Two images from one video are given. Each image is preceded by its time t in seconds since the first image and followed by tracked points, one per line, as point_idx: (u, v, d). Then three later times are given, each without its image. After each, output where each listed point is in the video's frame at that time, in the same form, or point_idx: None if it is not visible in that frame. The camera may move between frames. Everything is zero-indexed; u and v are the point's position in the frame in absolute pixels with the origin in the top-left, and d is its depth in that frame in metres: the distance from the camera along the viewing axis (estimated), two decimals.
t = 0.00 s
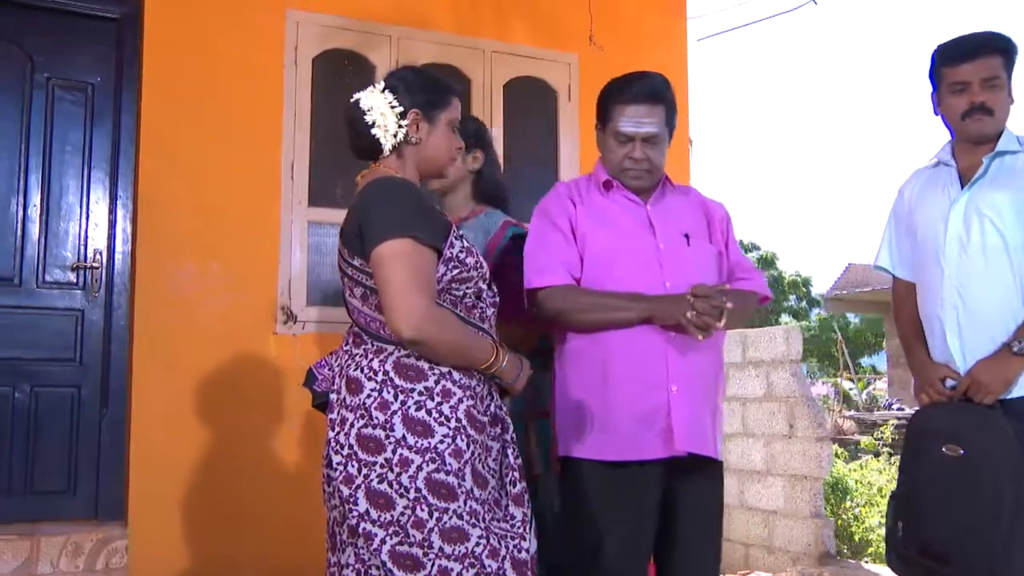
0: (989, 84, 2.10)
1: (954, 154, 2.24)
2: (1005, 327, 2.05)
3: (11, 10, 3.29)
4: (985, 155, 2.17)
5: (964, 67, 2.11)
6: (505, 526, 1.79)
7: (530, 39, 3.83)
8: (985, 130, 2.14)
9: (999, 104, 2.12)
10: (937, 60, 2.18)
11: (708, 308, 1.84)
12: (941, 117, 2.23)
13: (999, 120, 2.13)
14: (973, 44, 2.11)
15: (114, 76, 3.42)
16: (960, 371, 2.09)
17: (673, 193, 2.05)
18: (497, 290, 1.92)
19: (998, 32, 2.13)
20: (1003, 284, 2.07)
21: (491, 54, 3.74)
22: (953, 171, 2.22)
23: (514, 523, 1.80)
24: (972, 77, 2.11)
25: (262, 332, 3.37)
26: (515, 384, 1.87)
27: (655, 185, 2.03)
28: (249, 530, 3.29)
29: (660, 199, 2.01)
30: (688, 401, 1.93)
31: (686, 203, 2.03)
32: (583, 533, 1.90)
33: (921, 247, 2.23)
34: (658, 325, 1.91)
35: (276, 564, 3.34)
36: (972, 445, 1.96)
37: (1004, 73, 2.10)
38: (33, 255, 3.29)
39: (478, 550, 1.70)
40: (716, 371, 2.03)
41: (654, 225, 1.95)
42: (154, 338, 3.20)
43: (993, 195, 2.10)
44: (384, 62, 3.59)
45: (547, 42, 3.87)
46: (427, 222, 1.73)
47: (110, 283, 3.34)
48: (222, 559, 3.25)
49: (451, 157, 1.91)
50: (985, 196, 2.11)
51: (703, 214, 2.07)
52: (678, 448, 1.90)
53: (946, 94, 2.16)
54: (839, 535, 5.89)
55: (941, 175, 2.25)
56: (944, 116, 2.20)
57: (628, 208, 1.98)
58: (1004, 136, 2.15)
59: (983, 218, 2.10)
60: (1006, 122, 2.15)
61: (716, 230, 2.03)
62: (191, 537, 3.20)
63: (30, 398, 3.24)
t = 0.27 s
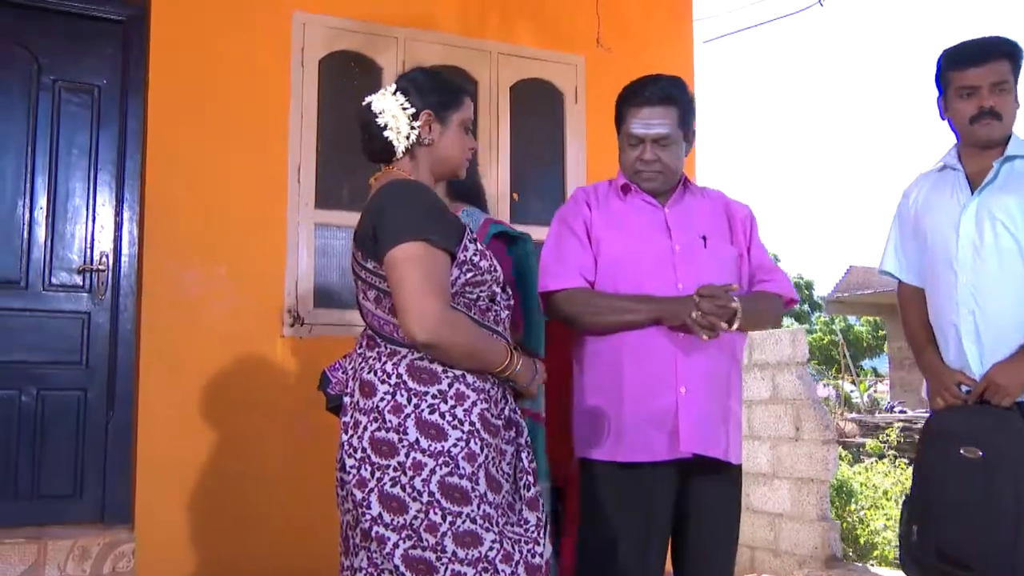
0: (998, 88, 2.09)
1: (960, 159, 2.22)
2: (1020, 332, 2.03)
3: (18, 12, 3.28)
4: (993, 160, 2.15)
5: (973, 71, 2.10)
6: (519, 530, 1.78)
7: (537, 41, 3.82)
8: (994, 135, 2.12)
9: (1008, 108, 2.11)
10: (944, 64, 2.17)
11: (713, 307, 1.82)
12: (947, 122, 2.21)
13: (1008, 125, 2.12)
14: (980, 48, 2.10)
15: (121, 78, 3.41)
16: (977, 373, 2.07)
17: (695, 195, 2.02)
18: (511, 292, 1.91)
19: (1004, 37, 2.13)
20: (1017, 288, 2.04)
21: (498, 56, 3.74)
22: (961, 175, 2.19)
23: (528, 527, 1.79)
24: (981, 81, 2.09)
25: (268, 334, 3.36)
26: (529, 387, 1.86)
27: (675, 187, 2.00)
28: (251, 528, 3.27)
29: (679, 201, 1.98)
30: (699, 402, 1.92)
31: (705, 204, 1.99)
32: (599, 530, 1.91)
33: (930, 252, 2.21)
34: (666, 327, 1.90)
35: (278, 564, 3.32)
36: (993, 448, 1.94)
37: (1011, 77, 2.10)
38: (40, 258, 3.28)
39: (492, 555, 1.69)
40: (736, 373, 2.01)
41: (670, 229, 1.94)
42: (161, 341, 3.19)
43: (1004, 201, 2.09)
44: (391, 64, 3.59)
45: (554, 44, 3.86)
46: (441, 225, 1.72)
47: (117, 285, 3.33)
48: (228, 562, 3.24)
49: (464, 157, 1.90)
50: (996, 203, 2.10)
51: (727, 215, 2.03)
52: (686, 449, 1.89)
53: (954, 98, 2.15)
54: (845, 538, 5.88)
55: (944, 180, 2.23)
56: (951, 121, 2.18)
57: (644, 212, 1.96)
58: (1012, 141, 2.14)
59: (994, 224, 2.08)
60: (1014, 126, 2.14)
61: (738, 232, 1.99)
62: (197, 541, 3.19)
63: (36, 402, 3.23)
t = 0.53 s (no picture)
0: (1004, 97, 2.08)
1: (964, 167, 2.20)
2: None
3: (24, 17, 3.28)
4: (999, 168, 2.14)
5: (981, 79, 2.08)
6: (532, 537, 1.77)
7: (543, 46, 3.82)
8: (1000, 144, 2.10)
9: (1013, 116, 2.10)
10: (948, 72, 2.15)
11: (719, 309, 1.80)
12: (952, 130, 2.19)
13: (1014, 133, 2.10)
14: (986, 56, 2.09)
15: (127, 83, 3.41)
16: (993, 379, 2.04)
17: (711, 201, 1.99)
18: (523, 298, 1.90)
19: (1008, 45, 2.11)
20: None
21: (504, 62, 3.73)
22: (966, 182, 2.17)
23: (541, 534, 1.78)
24: (988, 89, 2.08)
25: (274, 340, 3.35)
26: (542, 394, 1.85)
27: (689, 192, 1.97)
28: (254, 532, 3.25)
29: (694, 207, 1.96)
30: (709, 409, 1.90)
31: (721, 210, 1.97)
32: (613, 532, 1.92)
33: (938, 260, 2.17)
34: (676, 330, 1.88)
35: (281, 567, 3.29)
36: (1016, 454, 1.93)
37: (1017, 85, 2.08)
38: (45, 263, 3.26)
39: (505, 562, 1.68)
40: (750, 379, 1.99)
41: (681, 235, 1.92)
42: (166, 347, 3.18)
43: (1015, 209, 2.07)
44: (398, 69, 3.58)
45: (561, 49, 3.86)
46: (453, 230, 1.71)
47: (123, 291, 3.32)
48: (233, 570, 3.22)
49: (477, 162, 1.88)
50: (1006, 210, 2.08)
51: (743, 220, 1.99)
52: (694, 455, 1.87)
53: (960, 106, 2.12)
54: (850, 544, 5.86)
55: (948, 187, 2.20)
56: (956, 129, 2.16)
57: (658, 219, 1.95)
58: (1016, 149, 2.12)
59: (1007, 231, 2.06)
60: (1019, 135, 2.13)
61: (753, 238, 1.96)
62: (202, 548, 3.17)
63: (41, 408, 3.22)
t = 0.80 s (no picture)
0: (1017, 106, 1.99)
1: (971, 174, 2.11)
2: None
3: (31, 24, 3.27)
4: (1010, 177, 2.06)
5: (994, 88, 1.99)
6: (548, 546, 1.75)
7: (549, 53, 3.81)
8: (1011, 153, 2.02)
9: None
10: (959, 78, 2.06)
11: (725, 314, 1.74)
12: (960, 139, 2.10)
13: None
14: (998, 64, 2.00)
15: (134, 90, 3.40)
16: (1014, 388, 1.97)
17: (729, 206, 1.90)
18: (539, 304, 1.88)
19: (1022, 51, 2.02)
20: None
21: (511, 68, 3.73)
22: (975, 189, 2.07)
23: (558, 542, 1.76)
24: (1000, 98, 1.99)
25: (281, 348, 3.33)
26: (558, 401, 1.84)
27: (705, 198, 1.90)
28: (258, 538, 3.24)
29: (709, 211, 1.89)
30: (720, 416, 1.83)
31: (737, 213, 1.89)
32: (627, 538, 1.88)
33: (947, 269, 2.08)
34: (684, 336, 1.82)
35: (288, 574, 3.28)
36: None
37: None
38: (52, 271, 3.25)
39: (522, 571, 1.67)
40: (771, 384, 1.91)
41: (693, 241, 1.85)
42: (173, 355, 3.17)
43: None
44: (405, 76, 3.57)
45: (568, 55, 3.85)
46: (468, 235, 1.69)
47: (129, 298, 3.31)
48: None
49: (489, 170, 1.87)
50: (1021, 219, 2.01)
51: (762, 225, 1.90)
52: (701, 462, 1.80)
53: (971, 115, 2.04)
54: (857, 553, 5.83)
55: (954, 194, 2.11)
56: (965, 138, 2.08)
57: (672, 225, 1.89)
58: None
59: None
60: None
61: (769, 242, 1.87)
62: (209, 557, 3.16)
63: (48, 416, 3.20)
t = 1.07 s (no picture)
0: None
1: (984, 179, 2.08)
2: None
3: (41, 31, 3.27)
4: None
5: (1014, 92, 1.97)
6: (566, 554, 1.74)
7: (558, 59, 3.80)
8: None
9: None
10: (975, 83, 2.04)
11: (732, 320, 1.68)
12: (976, 143, 2.08)
13: None
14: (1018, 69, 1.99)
15: (143, 97, 3.40)
16: None
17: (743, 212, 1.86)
18: (555, 311, 1.88)
19: None
20: None
21: (520, 74, 3.72)
22: (989, 195, 2.05)
23: (576, 550, 1.75)
24: (1018, 103, 1.98)
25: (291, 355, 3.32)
26: (575, 409, 1.83)
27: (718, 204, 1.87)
28: (262, 543, 3.22)
29: (724, 217, 1.85)
30: (732, 423, 1.73)
31: (753, 219, 1.85)
32: (636, 550, 1.80)
33: (960, 274, 2.05)
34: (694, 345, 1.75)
35: None
36: None
37: None
38: (61, 278, 3.24)
39: None
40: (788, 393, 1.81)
41: (707, 246, 1.81)
42: (183, 362, 3.16)
43: None
44: (414, 83, 3.56)
45: (577, 61, 3.84)
46: (484, 241, 1.69)
47: (138, 306, 3.30)
48: None
49: (502, 177, 1.85)
50: None
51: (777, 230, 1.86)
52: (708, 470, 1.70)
53: (988, 119, 2.01)
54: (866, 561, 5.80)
55: (967, 200, 2.08)
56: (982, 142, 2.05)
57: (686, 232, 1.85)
58: None
59: None
60: None
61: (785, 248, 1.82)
62: (219, 565, 3.15)
63: (57, 423, 3.19)
